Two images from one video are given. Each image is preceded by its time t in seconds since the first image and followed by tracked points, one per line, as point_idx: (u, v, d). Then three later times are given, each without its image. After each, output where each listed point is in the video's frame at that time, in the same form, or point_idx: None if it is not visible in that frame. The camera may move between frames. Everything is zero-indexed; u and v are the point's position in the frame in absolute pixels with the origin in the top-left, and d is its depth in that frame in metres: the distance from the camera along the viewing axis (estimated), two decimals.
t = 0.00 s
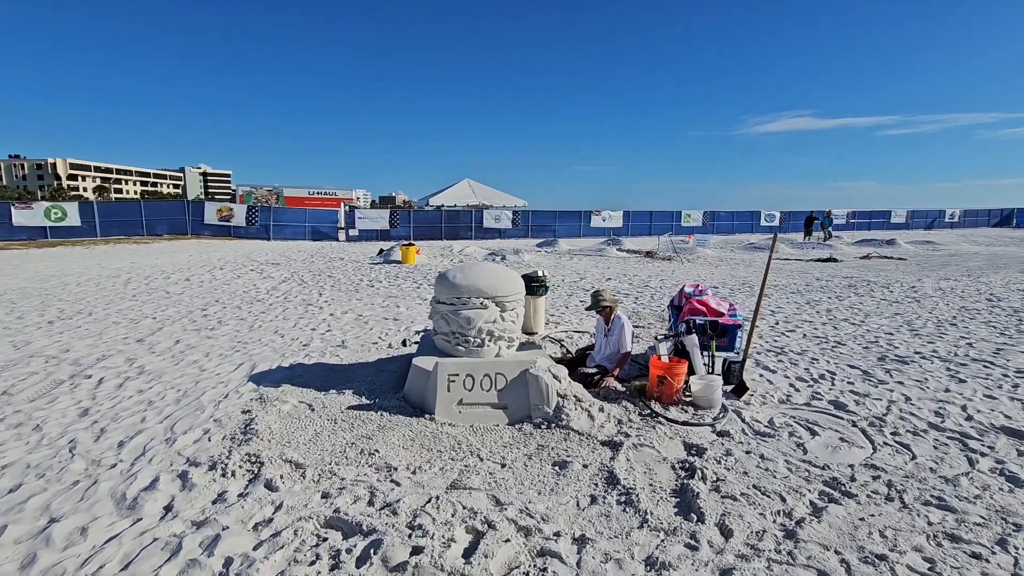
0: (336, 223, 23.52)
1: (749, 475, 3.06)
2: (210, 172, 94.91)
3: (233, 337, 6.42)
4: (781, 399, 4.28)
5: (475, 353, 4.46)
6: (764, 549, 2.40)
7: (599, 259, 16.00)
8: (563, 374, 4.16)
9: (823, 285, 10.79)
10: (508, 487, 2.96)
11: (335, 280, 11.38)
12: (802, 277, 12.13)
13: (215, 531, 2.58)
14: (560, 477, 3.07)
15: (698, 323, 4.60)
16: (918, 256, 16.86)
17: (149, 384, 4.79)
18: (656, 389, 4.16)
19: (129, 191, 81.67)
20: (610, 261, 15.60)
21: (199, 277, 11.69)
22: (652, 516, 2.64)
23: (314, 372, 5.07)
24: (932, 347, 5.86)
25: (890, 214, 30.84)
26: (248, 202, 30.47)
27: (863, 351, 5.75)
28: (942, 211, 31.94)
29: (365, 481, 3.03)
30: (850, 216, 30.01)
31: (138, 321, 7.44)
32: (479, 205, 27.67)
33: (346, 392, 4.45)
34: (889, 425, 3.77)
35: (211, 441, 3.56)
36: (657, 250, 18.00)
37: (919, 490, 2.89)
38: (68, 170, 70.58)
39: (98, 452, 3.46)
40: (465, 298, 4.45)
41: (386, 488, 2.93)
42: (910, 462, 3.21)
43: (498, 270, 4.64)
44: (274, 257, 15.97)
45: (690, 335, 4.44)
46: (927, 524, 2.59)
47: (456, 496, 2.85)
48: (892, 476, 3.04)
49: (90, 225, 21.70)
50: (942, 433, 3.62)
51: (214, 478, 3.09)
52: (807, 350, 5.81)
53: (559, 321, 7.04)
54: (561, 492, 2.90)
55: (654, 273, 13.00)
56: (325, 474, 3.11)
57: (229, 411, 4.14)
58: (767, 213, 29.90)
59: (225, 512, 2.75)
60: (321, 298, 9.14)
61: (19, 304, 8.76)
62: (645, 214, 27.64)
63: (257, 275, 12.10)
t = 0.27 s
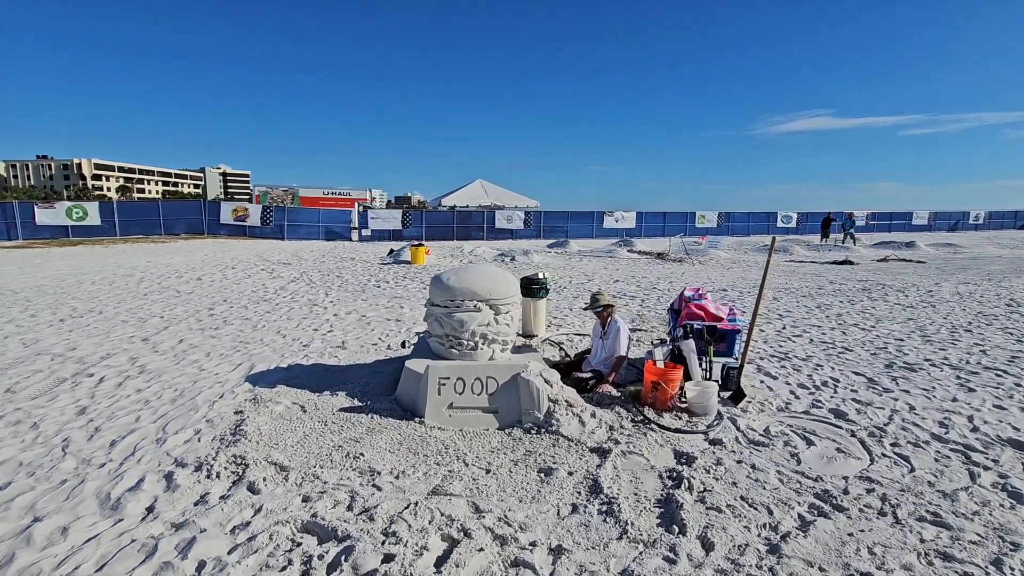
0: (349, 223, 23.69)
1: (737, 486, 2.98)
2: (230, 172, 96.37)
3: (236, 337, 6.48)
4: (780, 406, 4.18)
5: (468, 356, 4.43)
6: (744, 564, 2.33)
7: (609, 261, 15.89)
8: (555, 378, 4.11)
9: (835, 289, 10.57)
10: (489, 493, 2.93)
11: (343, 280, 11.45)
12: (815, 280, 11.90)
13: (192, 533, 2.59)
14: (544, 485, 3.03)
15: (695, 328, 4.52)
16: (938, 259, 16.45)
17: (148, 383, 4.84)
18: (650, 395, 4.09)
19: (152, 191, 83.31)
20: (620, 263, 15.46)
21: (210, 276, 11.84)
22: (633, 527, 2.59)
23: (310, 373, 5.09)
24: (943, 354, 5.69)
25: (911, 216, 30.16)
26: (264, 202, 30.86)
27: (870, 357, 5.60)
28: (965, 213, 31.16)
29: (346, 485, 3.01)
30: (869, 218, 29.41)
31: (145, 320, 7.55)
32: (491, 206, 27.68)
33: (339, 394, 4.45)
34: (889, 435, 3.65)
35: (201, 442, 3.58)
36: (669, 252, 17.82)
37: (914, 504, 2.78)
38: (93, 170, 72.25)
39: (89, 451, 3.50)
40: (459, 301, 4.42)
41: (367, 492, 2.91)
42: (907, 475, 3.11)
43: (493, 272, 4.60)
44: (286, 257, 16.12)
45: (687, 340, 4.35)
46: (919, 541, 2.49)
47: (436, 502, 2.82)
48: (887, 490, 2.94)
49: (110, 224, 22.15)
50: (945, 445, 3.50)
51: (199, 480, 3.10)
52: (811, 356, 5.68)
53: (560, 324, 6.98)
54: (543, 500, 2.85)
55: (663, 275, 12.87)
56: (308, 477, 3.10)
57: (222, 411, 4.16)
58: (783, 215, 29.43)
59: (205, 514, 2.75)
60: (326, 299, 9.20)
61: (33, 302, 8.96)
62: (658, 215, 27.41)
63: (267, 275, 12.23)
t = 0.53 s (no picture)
0: (363, 224, 23.80)
1: (738, 501, 2.86)
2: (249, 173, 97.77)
3: (241, 339, 6.49)
4: (787, 416, 4.03)
5: (466, 361, 4.35)
6: None
7: (622, 263, 15.71)
8: (554, 385, 4.01)
9: (853, 292, 10.30)
10: (479, 505, 2.84)
11: (353, 282, 11.47)
12: (833, 284, 11.61)
13: (174, 542, 2.55)
14: (536, 497, 2.93)
15: (701, 334, 4.41)
16: (962, 262, 15.98)
17: (149, 385, 4.85)
18: (652, 404, 3.97)
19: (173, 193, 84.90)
20: (633, 265, 15.28)
21: (222, 277, 11.95)
22: (624, 544, 2.49)
23: (310, 377, 5.05)
24: (963, 362, 5.46)
25: (935, 217, 29.39)
26: (280, 203, 31.19)
27: (886, 365, 5.40)
28: (992, 215, 30.28)
29: (334, 493, 2.95)
30: (891, 220, 28.74)
31: (154, 321, 7.61)
32: (505, 207, 27.63)
33: (337, 398, 4.40)
34: (902, 449, 3.49)
35: (193, 447, 3.55)
36: (683, 254, 17.58)
37: (926, 525, 2.63)
38: (117, 172, 73.84)
39: (83, 454, 3.49)
40: (457, 305, 4.35)
41: (354, 502, 2.85)
42: (920, 492, 2.95)
43: (493, 276, 4.52)
44: (299, 258, 16.23)
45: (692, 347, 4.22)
46: (929, 565, 2.34)
47: (422, 513, 2.74)
48: (897, 508, 2.79)
49: (129, 224, 22.53)
50: (961, 460, 3.33)
51: (187, 486, 3.06)
52: (824, 364, 5.49)
53: (566, 328, 6.87)
54: (533, 513, 2.76)
55: (676, 277, 12.68)
56: (296, 485, 3.05)
57: (219, 415, 4.14)
58: (802, 216, 28.90)
59: (189, 522, 2.71)
60: (334, 300, 9.20)
61: (49, 302, 9.10)
62: (673, 216, 27.10)
63: (279, 276, 12.30)
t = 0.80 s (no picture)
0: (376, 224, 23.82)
1: (742, 521, 2.68)
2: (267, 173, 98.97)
3: (243, 339, 6.44)
4: (799, 428, 3.83)
5: (464, 366, 4.22)
6: None
7: (635, 264, 15.47)
8: (553, 392, 3.86)
9: (873, 297, 9.96)
10: (466, 520, 2.70)
11: (361, 282, 11.42)
12: (851, 287, 11.27)
13: (146, 555, 2.45)
14: (527, 512, 2.78)
15: (709, 340, 4.23)
16: (988, 265, 15.46)
17: (146, 386, 4.79)
18: (656, 413, 3.79)
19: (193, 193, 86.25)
20: (645, 267, 15.03)
21: (233, 277, 11.98)
22: (617, 568, 2.33)
23: (308, 379, 4.96)
24: (989, 372, 5.19)
25: (960, 219, 28.59)
26: (296, 203, 31.43)
27: (906, 375, 5.15)
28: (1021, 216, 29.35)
29: (317, 505, 2.83)
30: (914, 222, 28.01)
31: (160, 321, 7.60)
32: (518, 207, 27.49)
33: (332, 402, 4.30)
34: (922, 466, 3.27)
35: (181, 452, 3.47)
36: (697, 256, 17.27)
37: (947, 552, 2.43)
38: (139, 172, 75.22)
39: (70, 458, 3.43)
40: (455, 308, 4.22)
41: (336, 514, 2.72)
42: (941, 515, 2.74)
43: (493, 278, 4.37)
44: (310, 257, 16.27)
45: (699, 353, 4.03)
46: None
47: (406, 528, 2.61)
48: (915, 532, 2.59)
49: (147, 224, 22.82)
50: (987, 479, 3.10)
51: (169, 494, 2.97)
52: (840, 372, 5.25)
53: (573, 331, 6.71)
54: (523, 530, 2.61)
55: (689, 279, 12.43)
56: (279, 495, 2.94)
57: (211, 418, 4.06)
58: (821, 217, 28.30)
59: (165, 533, 2.61)
60: (341, 301, 9.14)
61: (60, 300, 9.17)
62: (689, 217, 26.72)
63: (289, 275, 12.31)
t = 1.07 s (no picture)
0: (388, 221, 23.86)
1: (736, 537, 2.56)
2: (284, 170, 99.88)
3: (245, 337, 6.44)
4: (804, 437, 3.69)
5: (459, 368, 4.13)
6: None
7: (646, 263, 15.27)
8: (548, 396, 3.76)
9: (890, 299, 9.69)
10: (449, 529, 2.62)
11: (369, 280, 11.41)
12: (868, 289, 10.98)
13: (122, 560, 2.41)
14: (512, 522, 2.69)
15: (711, 344, 4.10)
16: (1012, 267, 15.00)
17: (143, 383, 4.79)
18: (653, 419, 3.68)
19: (212, 189, 87.45)
20: (657, 266, 14.83)
21: (243, 273, 12.05)
22: None
23: (305, 378, 4.93)
24: (1008, 380, 4.98)
25: (984, 219, 27.84)
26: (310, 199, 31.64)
27: (919, 382, 4.96)
28: None
29: (299, 510, 2.78)
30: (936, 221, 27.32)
31: (167, 317, 7.65)
32: (530, 205, 27.36)
33: (325, 403, 4.25)
34: (931, 480, 3.12)
35: (169, 453, 3.44)
36: (711, 255, 17.00)
37: None
38: (159, 169, 76.44)
39: (60, 456, 3.42)
40: (450, 308, 4.13)
41: (317, 521, 2.67)
42: (948, 534, 2.60)
43: (490, 279, 4.28)
44: (321, 254, 16.32)
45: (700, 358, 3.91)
46: None
47: (386, 537, 2.53)
48: (919, 552, 2.46)
49: (163, 219, 23.10)
50: (1000, 496, 2.94)
51: (152, 496, 2.94)
52: (850, 377, 5.08)
53: (576, 332, 6.60)
54: (506, 541, 2.52)
55: (700, 279, 12.23)
56: (262, 499, 2.89)
57: (204, 417, 4.03)
58: (839, 216, 27.73)
59: (143, 537, 2.58)
60: (347, 298, 9.13)
61: (72, 295, 9.29)
62: (703, 215, 26.37)
63: (298, 272, 12.35)
